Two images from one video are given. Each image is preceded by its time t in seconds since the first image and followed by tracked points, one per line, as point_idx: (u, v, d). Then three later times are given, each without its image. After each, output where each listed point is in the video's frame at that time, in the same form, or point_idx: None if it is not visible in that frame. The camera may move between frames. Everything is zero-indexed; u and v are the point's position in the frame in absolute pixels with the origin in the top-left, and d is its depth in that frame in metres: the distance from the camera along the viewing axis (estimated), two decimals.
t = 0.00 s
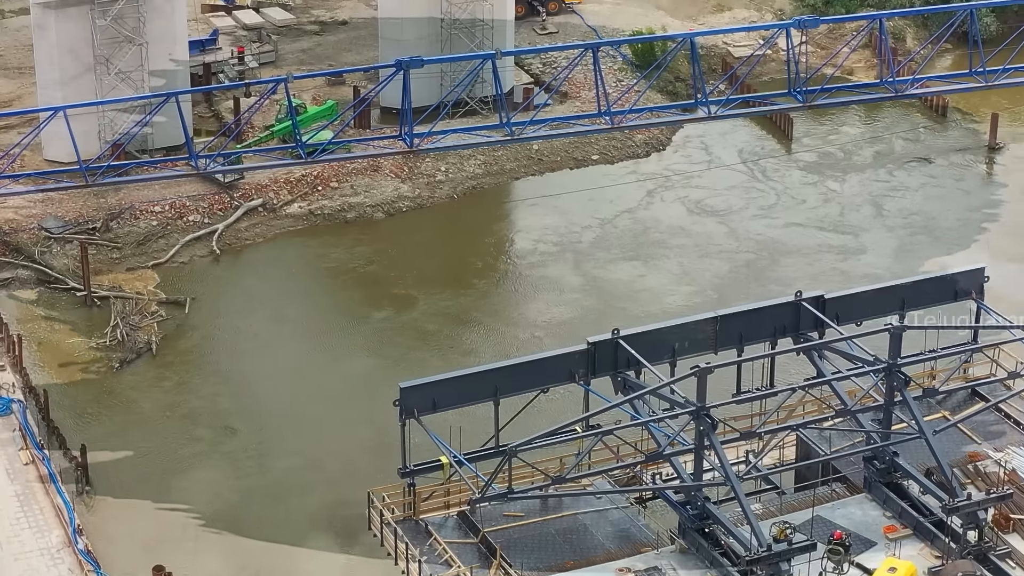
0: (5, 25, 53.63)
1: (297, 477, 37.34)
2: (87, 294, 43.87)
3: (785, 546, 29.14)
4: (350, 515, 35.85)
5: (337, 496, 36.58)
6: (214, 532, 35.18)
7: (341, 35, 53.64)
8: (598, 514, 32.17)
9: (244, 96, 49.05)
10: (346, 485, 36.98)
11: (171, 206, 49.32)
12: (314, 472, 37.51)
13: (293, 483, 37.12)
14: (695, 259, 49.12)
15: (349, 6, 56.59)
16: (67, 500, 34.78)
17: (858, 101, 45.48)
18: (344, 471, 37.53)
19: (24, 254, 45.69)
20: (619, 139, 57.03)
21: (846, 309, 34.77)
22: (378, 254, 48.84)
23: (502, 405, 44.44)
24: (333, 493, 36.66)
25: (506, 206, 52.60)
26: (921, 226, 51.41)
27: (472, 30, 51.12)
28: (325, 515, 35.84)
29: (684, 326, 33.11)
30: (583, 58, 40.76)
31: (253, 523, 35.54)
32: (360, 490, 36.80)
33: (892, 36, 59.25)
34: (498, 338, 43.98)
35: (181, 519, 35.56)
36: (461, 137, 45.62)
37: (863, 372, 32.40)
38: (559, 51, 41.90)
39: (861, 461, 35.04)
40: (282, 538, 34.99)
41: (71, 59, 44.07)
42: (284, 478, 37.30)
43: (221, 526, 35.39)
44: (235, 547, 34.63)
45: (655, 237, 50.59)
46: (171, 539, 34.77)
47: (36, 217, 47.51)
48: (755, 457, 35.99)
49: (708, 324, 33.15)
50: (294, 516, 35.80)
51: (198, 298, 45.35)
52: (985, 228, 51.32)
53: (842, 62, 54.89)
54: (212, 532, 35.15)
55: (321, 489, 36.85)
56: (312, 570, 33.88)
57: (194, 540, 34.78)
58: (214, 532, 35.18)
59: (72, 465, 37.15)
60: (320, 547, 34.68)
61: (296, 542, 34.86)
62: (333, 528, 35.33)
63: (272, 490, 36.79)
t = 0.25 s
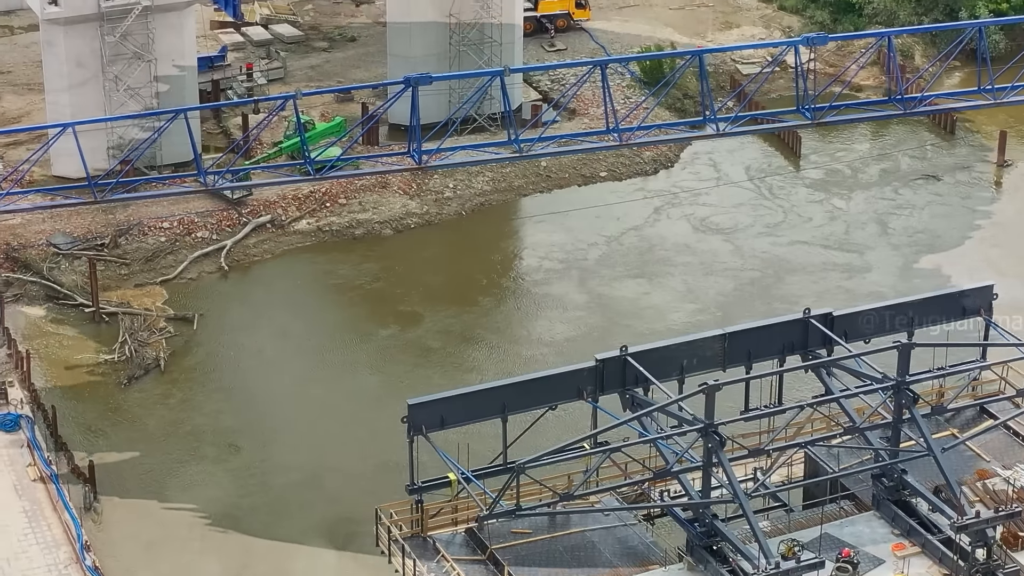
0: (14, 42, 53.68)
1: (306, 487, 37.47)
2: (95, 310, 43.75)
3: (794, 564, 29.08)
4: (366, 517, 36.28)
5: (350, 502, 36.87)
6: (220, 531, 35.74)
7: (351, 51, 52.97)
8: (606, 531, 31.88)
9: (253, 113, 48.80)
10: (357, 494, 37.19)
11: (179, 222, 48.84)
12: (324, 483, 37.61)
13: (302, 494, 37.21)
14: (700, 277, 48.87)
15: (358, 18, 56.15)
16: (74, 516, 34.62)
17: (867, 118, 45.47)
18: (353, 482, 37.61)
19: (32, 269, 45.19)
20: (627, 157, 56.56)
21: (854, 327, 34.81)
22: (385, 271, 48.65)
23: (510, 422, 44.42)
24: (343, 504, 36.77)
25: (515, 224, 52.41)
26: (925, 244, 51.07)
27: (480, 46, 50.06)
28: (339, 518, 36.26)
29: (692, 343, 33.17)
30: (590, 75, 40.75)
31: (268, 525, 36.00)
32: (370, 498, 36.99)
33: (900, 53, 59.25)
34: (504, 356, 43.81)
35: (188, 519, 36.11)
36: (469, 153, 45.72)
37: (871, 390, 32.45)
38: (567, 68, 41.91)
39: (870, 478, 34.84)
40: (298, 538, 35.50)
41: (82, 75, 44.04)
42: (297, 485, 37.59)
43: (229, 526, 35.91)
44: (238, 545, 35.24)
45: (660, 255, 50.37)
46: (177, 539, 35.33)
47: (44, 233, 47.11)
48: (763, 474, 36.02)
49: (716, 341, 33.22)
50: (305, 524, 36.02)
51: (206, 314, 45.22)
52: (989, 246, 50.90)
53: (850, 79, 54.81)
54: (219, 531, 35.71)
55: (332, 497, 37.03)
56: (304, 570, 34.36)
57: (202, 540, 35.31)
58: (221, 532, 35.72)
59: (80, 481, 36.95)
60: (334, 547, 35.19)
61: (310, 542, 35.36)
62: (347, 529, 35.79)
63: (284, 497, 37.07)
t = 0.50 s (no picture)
0: (24, 56, 53.69)
1: (314, 491, 37.78)
2: (104, 325, 43.30)
3: None
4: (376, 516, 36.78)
5: (361, 501, 37.34)
6: (226, 530, 36.30)
7: (361, 66, 52.90)
8: (614, 547, 31.74)
9: (262, 127, 48.62)
10: (366, 496, 37.60)
11: (188, 236, 47.82)
12: (332, 488, 37.89)
13: (309, 498, 37.48)
14: (705, 292, 48.12)
15: (367, 34, 56.15)
16: (83, 530, 34.45)
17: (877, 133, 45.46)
18: (361, 487, 37.93)
19: (41, 283, 44.75)
20: (635, 171, 55.31)
21: (863, 342, 34.80)
22: (392, 286, 47.65)
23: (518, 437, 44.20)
24: (353, 507, 37.09)
25: (525, 240, 51.02)
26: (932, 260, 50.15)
27: (488, 62, 49.04)
28: (350, 518, 36.72)
29: (701, 359, 33.21)
30: (601, 89, 40.82)
31: (280, 525, 36.47)
32: (379, 501, 37.37)
33: (909, 68, 59.23)
34: (513, 372, 43.39)
35: (193, 519, 36.63)
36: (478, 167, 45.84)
37: (881, 405, 32.40)
38: (577, 83, 41.99)
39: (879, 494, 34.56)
40: (312, 536, 36.02)
41: (89, 87, 43.99)
42: (306, 487, 37.97)
43: (236, 525, 36.46)
44: (244, 543, 35.81)
45: (667, 270, 49.45)
46: (180, 538, 35.91)
47: (53, 246, 46.37)
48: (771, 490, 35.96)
49: (724, 357, 33.25)
50: (315, 528, 36.35)
51: (214, 329, 44.60)
52: (996, 262, 49.88)
53: (860, 93, 54.73)
54: (220, 532, 36.22)
55: (340, 501, 37.38)
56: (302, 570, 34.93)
57: (208, 539, 35.86)
58: (226, 531, 36.29)
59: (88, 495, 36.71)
60: (348, 545, 35.76)
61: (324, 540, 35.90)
62: (359, 528, 36.32)
63: (292, 499, 37.42)
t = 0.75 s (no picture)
0: (41, 72, 53.83)
1: (320, 492, 38.11)
2: (119, 340, 43.04)
3: None
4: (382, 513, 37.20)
5: (366, 500, 37.74)
6: (227, 531, 36.53)
7: (377, 82, 52.85)
8: (630, 564, 31.60)
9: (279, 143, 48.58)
10: (372, 495, 37.96)
11: (204, 252, 47.55)
12: (338, 488, 38.24)
13: (315, 498, 37.82)
14: (718, 310, 47.67)
15: (383, 50, 56.24)
16: (98, 545, 34.28)
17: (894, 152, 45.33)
18: (367, 488, 38.28)
19: (57, 299, 44.59)
20: (651, 188, 54.80)
21: (878, 360, 34.77)
22: (406, 303, 47.33)
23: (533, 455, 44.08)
24: (360, 507, 37.45)
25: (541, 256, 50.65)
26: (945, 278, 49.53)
27: (506, 79, 47.46)
28: (355, 517, 37.06)
29: (716, 376, 33.24)
30: (618, 107, 40.86)
31: (286, 522, 36.86)
32: (385, 501, 37.73)
33: (926, 86, 59.32)
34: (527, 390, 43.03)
35: (197, 518, 36.90)
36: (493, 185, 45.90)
37: (896, 424, 32.44)
38: (593, 100, 42.01)
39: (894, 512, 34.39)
40: (319, 535, 36.38)
41: (103, 86, 43.86)
42: (312, 487, 38.30)
43: (239, 524, 36.76)
44: (251, 543, 36.08)
45: (680, 287, 49.01)
46: (185, 538, 36.16)
47: (70, 262, 46.25)
48: (788, 508, 35.63)
49: (740, 374, 33.28)
50: (321, 525, 36.72)
51: (229, 345, 44.34)
52: (1009, 282, 49.28)
53: (876, 111, 54.49)
54: (222, 532, 36.44)
55: (347, 500, 37.74)
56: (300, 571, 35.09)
57: (213, 539, 36.14)
58: (229, 530, 36.59)
59: (103, 511, 36.50)
60: (354, 541, 36.21)
61: (331, 536, 36.33)
62: (365, 527, 36.68)
63: (297, 500, 37.70)
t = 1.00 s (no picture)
0: (58, 85, 53.97)
1: (323, 494, 38.44)
2: (136, 354, 42.97)
3: None
4: (384, 515, 37.55)
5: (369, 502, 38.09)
6: (230, 531, 36.83)
7: (393, 97, 52.95)
8: None
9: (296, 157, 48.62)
10: (374, 498, 38.32)
11: (220, 266, 47.32)
12: (341, 491, 38.57)
13: (318, 500, 38.16)
14: (730, 325, 47.38)
15: (399, 64, 56.38)
16: (113, 558, 34.11)
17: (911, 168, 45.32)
18: (370, 491, 38.62)
19: (73, 312, 44.43)
20: (667, 204, 54.07)
21: (895, 376, 34.64)
22: (421, 317, 47.04)
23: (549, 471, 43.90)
24: (362, 509, 37.81)
25: (555, 272, 50.15)
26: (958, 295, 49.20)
27: (521, 93, 47.37)
28: (358, 519, 37.43)
29: (732, 391, 33.13)
30: (633, 121, 40.85)
31: (289, 522, 37.23)
32: (387, 503, 38.09)
33: (941, 101, 59.46)
34: (542, 405, 42.82)
35: (202, 518, 37.24)
36: (510, 199, 45.92)
37: (911, 439, 32.19)
38: (609, 114, 41.99)
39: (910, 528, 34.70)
40: (321, 535, 36.74)
41: (120, 78, 43.71)
42: (315, 489, 38.63)
43: (242, 524, 37.11)
44: (255, 542, 36.41)
45: (693, 303, 48.70)
46: (190, 537, 36.52)
47: (86, 275, 46.01)
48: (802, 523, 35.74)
49: (755, 390, 33.18)
50: (324, 526, 37.07)
51: (246, 359, 44.18)
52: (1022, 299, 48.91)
53: (891, 127, 54.61)
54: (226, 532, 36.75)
55: (350, 502, 38.10)
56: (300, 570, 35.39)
57: (216, 538, 36.46)
58: (233, 529, 36.94)
59: (119, 524, 36.31)
60: (355, 542, 36.58)
61: (334, 536, 36.69)
62: (366, 528, 37.05)
63: (300, 502, 38.06)
